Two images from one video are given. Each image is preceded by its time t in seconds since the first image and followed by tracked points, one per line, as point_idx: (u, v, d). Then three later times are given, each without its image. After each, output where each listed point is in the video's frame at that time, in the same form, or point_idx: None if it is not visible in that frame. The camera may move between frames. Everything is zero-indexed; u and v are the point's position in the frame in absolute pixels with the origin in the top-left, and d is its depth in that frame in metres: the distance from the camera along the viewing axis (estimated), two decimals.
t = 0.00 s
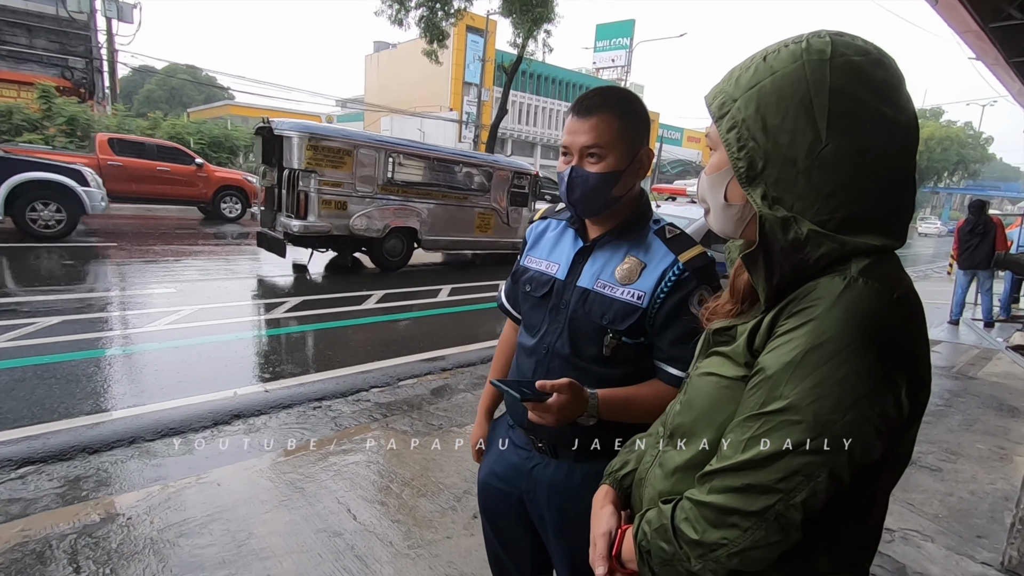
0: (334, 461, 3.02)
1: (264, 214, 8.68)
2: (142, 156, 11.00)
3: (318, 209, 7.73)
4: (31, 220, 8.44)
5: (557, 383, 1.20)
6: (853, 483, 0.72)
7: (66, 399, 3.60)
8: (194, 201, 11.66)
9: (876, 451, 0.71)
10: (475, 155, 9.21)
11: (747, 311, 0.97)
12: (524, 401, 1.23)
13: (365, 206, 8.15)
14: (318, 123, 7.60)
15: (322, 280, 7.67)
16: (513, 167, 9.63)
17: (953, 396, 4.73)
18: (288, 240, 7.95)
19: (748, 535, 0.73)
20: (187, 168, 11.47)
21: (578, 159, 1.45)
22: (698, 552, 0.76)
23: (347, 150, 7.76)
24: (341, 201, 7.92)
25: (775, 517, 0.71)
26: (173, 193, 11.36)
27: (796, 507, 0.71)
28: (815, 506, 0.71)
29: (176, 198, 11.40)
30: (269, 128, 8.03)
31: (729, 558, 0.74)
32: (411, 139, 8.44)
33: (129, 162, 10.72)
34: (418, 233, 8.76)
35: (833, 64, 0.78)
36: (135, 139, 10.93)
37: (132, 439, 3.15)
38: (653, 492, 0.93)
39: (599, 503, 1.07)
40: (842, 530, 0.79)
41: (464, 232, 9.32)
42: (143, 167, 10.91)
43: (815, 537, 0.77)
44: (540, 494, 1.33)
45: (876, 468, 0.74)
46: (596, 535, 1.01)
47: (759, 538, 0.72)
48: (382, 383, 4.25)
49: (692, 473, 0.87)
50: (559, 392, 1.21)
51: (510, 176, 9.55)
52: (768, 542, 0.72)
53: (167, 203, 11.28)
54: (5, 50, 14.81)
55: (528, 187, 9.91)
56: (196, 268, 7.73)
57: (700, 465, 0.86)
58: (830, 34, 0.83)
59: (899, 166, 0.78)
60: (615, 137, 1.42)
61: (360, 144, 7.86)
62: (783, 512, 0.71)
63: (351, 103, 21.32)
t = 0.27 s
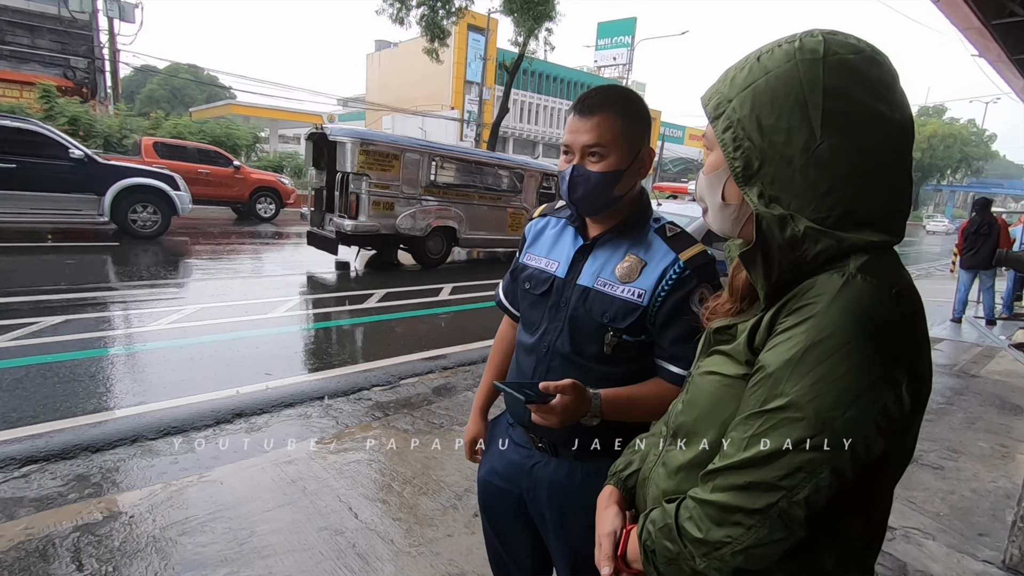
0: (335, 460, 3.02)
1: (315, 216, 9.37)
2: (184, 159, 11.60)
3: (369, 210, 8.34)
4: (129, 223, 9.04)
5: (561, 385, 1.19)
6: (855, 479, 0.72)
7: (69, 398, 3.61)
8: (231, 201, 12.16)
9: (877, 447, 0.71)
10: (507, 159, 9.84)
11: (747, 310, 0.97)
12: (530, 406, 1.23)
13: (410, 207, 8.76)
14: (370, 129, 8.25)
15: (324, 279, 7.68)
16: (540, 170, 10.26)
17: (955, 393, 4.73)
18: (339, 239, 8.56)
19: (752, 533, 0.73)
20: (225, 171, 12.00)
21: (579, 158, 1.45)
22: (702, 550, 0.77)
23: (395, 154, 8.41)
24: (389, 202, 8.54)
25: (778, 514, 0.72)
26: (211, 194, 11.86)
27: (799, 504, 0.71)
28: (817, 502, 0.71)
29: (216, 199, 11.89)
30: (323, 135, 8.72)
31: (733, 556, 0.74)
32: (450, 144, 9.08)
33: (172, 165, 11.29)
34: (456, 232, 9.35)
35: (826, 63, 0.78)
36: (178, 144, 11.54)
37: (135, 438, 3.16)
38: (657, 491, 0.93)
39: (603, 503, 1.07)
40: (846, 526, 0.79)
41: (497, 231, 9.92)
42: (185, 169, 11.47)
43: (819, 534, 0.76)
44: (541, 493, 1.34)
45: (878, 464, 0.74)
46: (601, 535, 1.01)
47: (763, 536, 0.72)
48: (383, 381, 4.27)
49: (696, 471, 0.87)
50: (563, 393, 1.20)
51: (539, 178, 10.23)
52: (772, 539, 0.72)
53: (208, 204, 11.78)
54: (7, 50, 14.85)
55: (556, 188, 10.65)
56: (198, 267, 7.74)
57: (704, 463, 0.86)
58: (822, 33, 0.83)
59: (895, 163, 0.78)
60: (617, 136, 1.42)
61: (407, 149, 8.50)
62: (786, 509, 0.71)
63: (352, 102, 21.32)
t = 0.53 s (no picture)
0: (334, 458, 3.02)
1: (357, 216, 9.78)
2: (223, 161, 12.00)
3: (412, 211, 8.74)
4: (214, 223, 9.99)
5: (557, 375, 1.17)
6: (853, 477, 0.72)
7: (69, 398, 3.62)
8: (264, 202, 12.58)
9: (875, 445, 0.71)
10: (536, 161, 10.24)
11: (743, 306, 0.96)
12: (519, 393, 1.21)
13: (449, 207, 9.15)
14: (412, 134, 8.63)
15: (324, 278, 7.68)
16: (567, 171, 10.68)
17: (955, 390, 4.72)
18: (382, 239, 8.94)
19: (748, 532, 0.72)
20: (260, 172, 12.41)
21: (576, 165, 1.41)
22: (699, 549, 0.76)
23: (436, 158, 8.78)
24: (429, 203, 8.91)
25: (774, 513, 0.71)
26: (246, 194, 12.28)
27: (795, 502, 0.71)
28: (814, 501, 0.71)
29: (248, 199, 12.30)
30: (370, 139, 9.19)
31: (730, 555, 0.74)
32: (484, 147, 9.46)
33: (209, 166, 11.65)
34: (490, 231, 9.74)
35: (817, 56, 0.78)
36: (216, 147, 11.93)
37: (134, 437, 3.16)
38: (654, 489, 0.92)
39: (601, 500, 1.06)
40: (845, 525, 0.78)
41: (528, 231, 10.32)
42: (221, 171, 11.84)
43: (817, 534, 0.76)
44: (537, 490, 1.34)
45: (876, 462, 0.74)
46: (599, 533, 1.01)
47: (760, 535, 0.72)
48: (382, 380, 4.27)
49: (693, 469, 0.86)
50: (558, 384, 1.18)
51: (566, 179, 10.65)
52: (768, 538, 0.72)
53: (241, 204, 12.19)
54: (6, 50, 14.84)
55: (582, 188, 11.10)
56: (198, 267, 7.74)
57: (700, 462, 0.85)
58: (812, 25, 0.83)
59: (891, 156, 0.77)
60: (613, 141, 1.38)
61: (446, 153, 8.88)
62: (783, 508, 0.71)
63: (352, 101, 21.30)
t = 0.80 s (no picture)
0: (331, 456, 3.02)
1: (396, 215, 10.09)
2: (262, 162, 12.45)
3: (450, 209, 9.07)
4: (288, 223, 10.67)
5: (550, 360, 1.15)
6: (840, 476, 0.71)
7: (67, 396, 3.62)
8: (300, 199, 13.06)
9: (863, 444, 0.70)
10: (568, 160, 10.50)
11: (731, 301, 0.96)
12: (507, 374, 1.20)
13: (485, 206, 9.46)
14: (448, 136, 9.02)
15: (324, 276, 7.68)
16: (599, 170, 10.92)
17: (955, 387, 4.71)
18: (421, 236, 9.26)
19: (733, 531, 0.72)
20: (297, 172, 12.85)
21: (572, 186, 1.40)
22: (684, 548, 0.76)
23: (472, 158, 9.14)
24: (466, 201, 9.24)
25: (760, 512, 0.70)
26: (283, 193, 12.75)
27: (781, 502, 0.70)
28: (801, 501, 0.70)
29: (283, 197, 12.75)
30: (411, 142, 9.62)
31: (714, 554, 0.73)
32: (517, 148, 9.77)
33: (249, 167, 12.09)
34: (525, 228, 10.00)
35: (805, 47, 0.77)
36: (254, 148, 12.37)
37: (132, 435, 3.16)
38: (643, 486, 0.92)
39: (591, 497, 1.06)
40: (834, 524, 0.77)
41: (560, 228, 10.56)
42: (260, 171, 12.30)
43: (805, 534, 0.75)
44: (529, 485, 1.33)
45: (864, 460, 0.73)
46: (588, 529, 1.00)
47: (745, 534, 0.71)
48: (381, 377, 4.27)
49: (681, 467, 0.86)
50: (551, 368, 1.16)
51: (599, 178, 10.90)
52: (755, 538, 0.71)
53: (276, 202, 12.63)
54: (5, 49, 14.82)
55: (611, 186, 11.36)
56: (197, 264, 7.73)
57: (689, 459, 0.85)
58: (802, 15, 0.82)
59: (882, 149, 0.76)
60: (605, 156, 1.36)
61: (481, 154, 9.23)
62: (768, 507, 0.70)
63: (351, 98, 21.26)
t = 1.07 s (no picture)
0: (329, 455, 3.02)
1: (431, 216, 10.42)
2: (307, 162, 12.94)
3: (487, 208, 9.40)
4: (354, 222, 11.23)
5: (543, 360, 1.13)
6: (831, 484, 0.70)
7: (67, 395, 3.62)
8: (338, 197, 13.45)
9: (855, 452, 0.69)
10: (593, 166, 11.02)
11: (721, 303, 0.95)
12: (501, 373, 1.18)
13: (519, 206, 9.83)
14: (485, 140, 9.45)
15: (327, 274, 7.69)
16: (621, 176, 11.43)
17: (958, 386, 4.69)
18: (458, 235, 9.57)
19: (722, 542, 0.70)
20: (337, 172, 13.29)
21: (565, 189, 1.37)
22: (672, 558, 0.74)
23: (507, 161, 9.58)
24: (502, 201, 9.60)
25: (750, 523, 0.69)
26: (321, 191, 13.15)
27: (771, 511, 0.69)
28: (792, 512, 0.69)
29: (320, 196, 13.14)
30: (449, 145, 10.10)
31: (703, 565, 0.72)
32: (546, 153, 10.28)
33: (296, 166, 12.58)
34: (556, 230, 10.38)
35: (793, 41, 0.76)
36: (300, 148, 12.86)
37: (130, 434, 3.16)
38: (633, 492, 0.90)
39: (581, 502, 1.05)
40: (828, 533, 0.76)
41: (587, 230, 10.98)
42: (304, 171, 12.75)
43: (797, 543, 0.74)
44: (522, 487, 1.32)
45: (856, 468, 0.72)
46: (577, 536, 0.99)
47: (734, 544, 0.70)
48: (380, 376, 4.27)
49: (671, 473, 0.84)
50: (544, 368, 1.14)
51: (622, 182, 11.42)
52: (743, 549, 0.70)
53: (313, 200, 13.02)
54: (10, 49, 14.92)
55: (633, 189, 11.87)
56: (200, 263, 7.73)
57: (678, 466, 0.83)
58: (790, 8, 0.81)
59: (875, 146, 0.75)
60: (599, 159, 1.34)
61: (515, 157, 9.69)
62: (758, 517, 0.69)
63: (354, 97, 21.27)
